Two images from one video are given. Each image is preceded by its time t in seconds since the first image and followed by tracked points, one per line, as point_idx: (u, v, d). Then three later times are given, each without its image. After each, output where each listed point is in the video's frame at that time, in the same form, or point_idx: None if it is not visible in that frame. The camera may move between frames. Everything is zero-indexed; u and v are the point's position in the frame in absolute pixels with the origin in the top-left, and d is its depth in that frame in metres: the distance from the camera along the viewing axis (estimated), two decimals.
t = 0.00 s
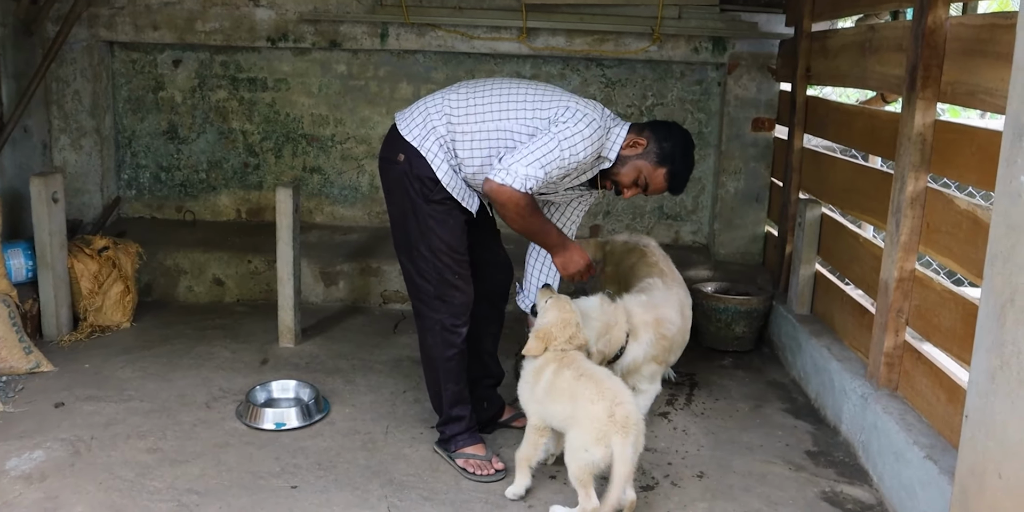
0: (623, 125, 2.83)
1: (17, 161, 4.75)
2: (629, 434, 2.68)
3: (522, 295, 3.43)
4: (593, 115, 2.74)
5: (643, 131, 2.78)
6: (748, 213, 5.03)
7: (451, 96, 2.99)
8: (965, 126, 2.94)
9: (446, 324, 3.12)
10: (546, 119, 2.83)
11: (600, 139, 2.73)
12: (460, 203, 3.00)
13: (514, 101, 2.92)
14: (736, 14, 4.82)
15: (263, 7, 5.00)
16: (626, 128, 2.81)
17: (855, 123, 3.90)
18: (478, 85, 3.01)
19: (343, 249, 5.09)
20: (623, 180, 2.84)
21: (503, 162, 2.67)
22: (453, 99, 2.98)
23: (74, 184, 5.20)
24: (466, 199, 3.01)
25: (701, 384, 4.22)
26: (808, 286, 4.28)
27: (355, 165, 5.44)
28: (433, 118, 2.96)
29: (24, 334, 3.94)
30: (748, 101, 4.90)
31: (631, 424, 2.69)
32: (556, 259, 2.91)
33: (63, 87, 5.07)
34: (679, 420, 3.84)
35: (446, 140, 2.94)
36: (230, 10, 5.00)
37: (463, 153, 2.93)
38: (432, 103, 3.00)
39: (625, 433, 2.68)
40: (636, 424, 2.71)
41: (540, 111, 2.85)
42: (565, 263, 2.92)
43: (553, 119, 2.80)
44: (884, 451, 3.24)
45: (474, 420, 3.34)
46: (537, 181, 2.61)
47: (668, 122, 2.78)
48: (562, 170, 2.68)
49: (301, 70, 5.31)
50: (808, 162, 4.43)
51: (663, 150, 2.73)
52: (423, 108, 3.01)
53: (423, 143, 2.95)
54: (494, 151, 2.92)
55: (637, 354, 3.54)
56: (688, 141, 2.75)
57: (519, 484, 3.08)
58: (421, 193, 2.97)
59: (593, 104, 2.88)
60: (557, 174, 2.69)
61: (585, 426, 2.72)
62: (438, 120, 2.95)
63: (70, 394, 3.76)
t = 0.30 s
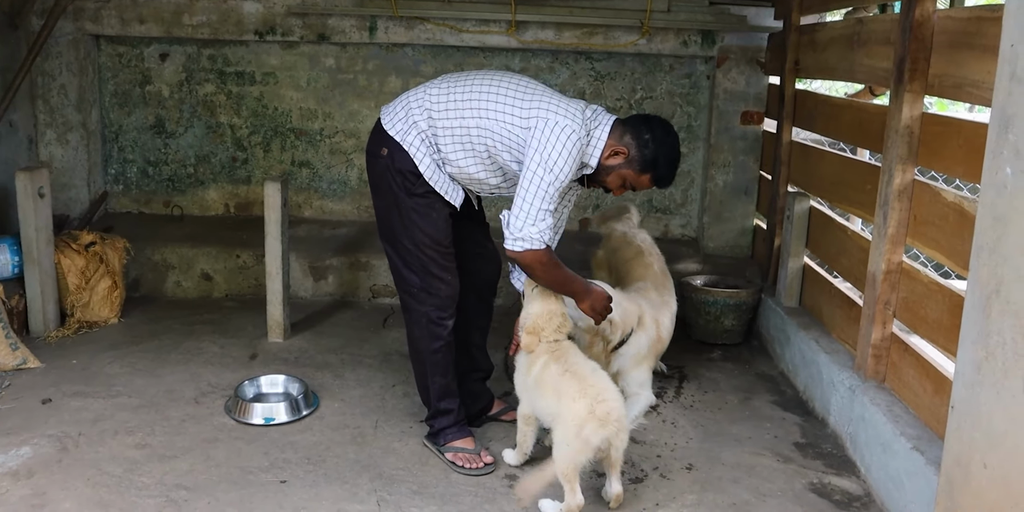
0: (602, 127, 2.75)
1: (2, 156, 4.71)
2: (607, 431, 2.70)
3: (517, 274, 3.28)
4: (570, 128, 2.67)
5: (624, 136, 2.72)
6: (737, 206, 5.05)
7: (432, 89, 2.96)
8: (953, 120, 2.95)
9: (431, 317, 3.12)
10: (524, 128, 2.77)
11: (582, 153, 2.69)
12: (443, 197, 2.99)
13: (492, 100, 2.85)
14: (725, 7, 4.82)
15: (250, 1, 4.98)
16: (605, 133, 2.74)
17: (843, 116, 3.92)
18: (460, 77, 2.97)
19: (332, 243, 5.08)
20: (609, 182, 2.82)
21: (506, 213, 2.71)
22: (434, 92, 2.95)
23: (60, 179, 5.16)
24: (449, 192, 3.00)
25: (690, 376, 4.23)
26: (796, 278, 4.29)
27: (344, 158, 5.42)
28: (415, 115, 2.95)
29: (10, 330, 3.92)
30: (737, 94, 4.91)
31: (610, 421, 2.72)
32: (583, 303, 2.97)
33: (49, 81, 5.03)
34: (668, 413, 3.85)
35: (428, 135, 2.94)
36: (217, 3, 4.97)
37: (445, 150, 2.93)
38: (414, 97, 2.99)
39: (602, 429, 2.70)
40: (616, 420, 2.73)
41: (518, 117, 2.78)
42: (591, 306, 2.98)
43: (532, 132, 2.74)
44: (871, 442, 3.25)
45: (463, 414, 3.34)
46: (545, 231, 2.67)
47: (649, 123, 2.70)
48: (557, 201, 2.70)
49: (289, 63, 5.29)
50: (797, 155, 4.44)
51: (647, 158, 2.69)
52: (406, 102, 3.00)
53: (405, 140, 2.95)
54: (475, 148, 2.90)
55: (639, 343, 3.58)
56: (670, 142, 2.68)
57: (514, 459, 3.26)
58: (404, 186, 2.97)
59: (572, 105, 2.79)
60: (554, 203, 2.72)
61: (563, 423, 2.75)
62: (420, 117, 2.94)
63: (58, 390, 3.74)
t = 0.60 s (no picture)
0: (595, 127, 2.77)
1: None
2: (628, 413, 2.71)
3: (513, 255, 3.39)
4: (576, 132, 2.70)
5: (616, 137, 2.76)
6: (730, 198, 5.06)
7: (429, 85, 2.94)
8: (943, 109, 2.96)
9: (430, 313, 3.11)
10: (529, 130, 2.78)
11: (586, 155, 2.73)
12: (440, 193, 2.98)
13: (493, 99, 2.84)
14: None
15: None
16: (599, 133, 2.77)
17: (834, 107, 3.93)
18: (456, 71, 2.95)
19: (326, 239, 5.06)
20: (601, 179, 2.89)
21: (524, 221, 2.73)
22: (431, 88, 2.93)
23: (50, 178, 5.13)
24: (446, 188, 2.99)
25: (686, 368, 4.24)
26: (790, 270, 4.31)
27: (337, 154, 5.40)
28: (412, 111, 2.93)
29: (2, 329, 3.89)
30: (729, 86, 4.92)
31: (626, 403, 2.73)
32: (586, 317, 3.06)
33: (37, 79, 4.98)
34: (664, 405, 3.85)
35: (425, 131, 2.93)
36: None
37: (443, 145, 2.92)
38: (410, 92, 2.96)
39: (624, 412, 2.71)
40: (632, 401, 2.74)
41: (522, 119, 2.79)
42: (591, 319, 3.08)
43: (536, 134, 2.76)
44: (866, 431, 3.27)
45: (460, 408, 3.34)
46: (565, 237, 2.70)
47: (641, 124, 2.75)
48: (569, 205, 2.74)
49: (280, 59, 5.27)
50: (789, 146, 4.45)
51: (640, 159, 2.75)
52: (400, 97, 2.98)
53: (401, 136, 2.93)
54: (474, 146, 2.90)
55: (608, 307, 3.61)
56: (662, 142, 2.75)
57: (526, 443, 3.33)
58: (400, 183, 2.96)
59: (574, 106, 2.82)
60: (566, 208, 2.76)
61: (575, 410, 2.75)
62: (416, 113, 2.92)
63: (51, 389, 3.71)
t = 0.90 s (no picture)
0: (601, 109, 2.84)
1: None
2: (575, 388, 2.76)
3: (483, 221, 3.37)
4: (585, 123, 2.73)
5: (622, 116, 2.81)
6: (728, 191, 5.06)
7: (435, 78, 2.93)
8: (941, 99, 2.96)
9: (436, 308, 3.10)
10: (538, 121, 2.80)
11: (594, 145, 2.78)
12: (447, 187, 2.99)
13: (501, 91, 2.85)
14: None
15: None
16: (604, 114, 2.83)
17: (832, 99, 3.93)
18: (460, 63, 2.94)
19: (324, 234, 5.06)
20: (606, 161, 2.92)
21: (536, 211, 2.77)
22: (437, 81, 2.91)
23: (48, 173, 5.12)
24: (452, 181, 3.00)
25: (684, 361, 4.24)
26: (788, 262, 4.31)
27: (335, 149, 5.40)
28: (420, 104, 2.91)
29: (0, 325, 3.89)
30: (727, 78, 4.91)
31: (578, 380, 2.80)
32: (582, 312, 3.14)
33: (34, 74, 4.97)
34: (662, 397, 3.86)
35: (432, 124, 2.92)
36: None
37: (451, 138, 2.92)
38: (416, 85, 2.95)
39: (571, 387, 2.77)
40: (583, 378, 2.79)
41: (531, 111, 2.81)
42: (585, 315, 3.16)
43: (546, 126, 2.79)
44: (865, 422, 3.27)
45: (460, 402, 3.35)
46: (577, 225, 2.76)
47: (645, 103, 2.81)
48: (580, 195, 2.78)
49: (278, 54, 5.26)
50: (787, 138, 4.45)
51: (646, 136, 2.80)
52: (406, 90, 2.95)
53: (409, 130, 2.91)
54: (481, 138, 2.90)
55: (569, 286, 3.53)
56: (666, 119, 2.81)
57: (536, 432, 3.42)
58: (409, 177, 2.94)
59: (581, 97, 2.85)
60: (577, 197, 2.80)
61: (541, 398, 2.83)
62: (424, 106, 2.90)
63: (50, 385, 3.71)
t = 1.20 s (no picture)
0: (600, 103, 2.86)
1: None
2: (528, 382, 2.93)
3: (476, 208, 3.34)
4: (588, 122, 2.76)
5: (620, 109, 2.83)
6: (726, 186, 5.07)
7: (437, 77, 2.93)
8: (939, 93, 2.96)
9: (438, 306, 3.11)
10: (540, 121, 2.82)
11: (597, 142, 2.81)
12: (448, 184, 3.00)
13: (503, 90, 2.86)
14: None
15: None
16: (603, 107, 2.85)
17: (830, 93, 3.93)
18: (461, 61, 2.94)
19: (323, 231, 5.06)
20: (604, 155, 2.93)
21: (546, 211, 2.80)
22: (439, 79, 2.91)
23: (46, 172, 5.12)
24: (454, 179, 3.01)
25: (683, 356, 4.25)
26: (787, 256, 4.31)
27: (333, 146, 5.40)
28: (422, 103, 2.91)
29: None
30: (724, 73, 4.92)
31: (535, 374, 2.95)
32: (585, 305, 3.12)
33: (32, 73, 4.97)
34: (662, 392, 3.86)
35: (435, 123, 2.92)
36: None
37: (453, 137, 2.93)
38: (417, 83, 2.94)
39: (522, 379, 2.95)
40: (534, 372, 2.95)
41: (533, 110, 2.82)
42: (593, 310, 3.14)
43: (548, 126, 2.80)
44: (864, 416, 3.27)
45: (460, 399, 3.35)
46: (588, 222, 2.79)
47: (642, 96, 2.83)
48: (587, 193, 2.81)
49: (275, 51, 5.26)
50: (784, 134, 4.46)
51: (644, 129, 2.81)
52: (407, 88, 2.94)
53: (411, 129, 2.91)
54: (483, 137, 2.91)
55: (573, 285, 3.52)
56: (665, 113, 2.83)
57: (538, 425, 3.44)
58: (411, 176, 2.94)
59: (581, 96, 2.85)
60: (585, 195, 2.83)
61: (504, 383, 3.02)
62: (426, 105, 2.90)
63: (49, 383, 3.72)
